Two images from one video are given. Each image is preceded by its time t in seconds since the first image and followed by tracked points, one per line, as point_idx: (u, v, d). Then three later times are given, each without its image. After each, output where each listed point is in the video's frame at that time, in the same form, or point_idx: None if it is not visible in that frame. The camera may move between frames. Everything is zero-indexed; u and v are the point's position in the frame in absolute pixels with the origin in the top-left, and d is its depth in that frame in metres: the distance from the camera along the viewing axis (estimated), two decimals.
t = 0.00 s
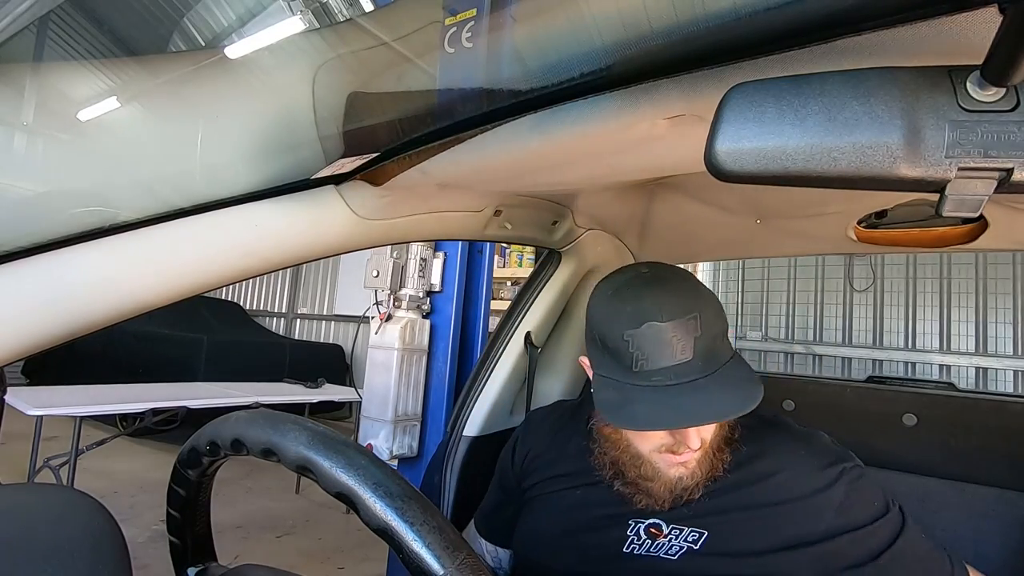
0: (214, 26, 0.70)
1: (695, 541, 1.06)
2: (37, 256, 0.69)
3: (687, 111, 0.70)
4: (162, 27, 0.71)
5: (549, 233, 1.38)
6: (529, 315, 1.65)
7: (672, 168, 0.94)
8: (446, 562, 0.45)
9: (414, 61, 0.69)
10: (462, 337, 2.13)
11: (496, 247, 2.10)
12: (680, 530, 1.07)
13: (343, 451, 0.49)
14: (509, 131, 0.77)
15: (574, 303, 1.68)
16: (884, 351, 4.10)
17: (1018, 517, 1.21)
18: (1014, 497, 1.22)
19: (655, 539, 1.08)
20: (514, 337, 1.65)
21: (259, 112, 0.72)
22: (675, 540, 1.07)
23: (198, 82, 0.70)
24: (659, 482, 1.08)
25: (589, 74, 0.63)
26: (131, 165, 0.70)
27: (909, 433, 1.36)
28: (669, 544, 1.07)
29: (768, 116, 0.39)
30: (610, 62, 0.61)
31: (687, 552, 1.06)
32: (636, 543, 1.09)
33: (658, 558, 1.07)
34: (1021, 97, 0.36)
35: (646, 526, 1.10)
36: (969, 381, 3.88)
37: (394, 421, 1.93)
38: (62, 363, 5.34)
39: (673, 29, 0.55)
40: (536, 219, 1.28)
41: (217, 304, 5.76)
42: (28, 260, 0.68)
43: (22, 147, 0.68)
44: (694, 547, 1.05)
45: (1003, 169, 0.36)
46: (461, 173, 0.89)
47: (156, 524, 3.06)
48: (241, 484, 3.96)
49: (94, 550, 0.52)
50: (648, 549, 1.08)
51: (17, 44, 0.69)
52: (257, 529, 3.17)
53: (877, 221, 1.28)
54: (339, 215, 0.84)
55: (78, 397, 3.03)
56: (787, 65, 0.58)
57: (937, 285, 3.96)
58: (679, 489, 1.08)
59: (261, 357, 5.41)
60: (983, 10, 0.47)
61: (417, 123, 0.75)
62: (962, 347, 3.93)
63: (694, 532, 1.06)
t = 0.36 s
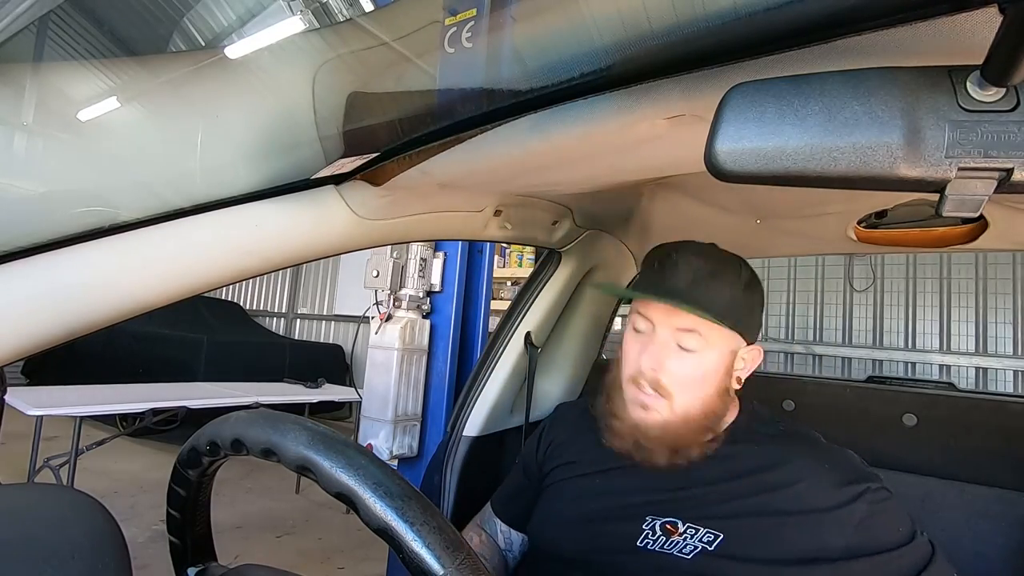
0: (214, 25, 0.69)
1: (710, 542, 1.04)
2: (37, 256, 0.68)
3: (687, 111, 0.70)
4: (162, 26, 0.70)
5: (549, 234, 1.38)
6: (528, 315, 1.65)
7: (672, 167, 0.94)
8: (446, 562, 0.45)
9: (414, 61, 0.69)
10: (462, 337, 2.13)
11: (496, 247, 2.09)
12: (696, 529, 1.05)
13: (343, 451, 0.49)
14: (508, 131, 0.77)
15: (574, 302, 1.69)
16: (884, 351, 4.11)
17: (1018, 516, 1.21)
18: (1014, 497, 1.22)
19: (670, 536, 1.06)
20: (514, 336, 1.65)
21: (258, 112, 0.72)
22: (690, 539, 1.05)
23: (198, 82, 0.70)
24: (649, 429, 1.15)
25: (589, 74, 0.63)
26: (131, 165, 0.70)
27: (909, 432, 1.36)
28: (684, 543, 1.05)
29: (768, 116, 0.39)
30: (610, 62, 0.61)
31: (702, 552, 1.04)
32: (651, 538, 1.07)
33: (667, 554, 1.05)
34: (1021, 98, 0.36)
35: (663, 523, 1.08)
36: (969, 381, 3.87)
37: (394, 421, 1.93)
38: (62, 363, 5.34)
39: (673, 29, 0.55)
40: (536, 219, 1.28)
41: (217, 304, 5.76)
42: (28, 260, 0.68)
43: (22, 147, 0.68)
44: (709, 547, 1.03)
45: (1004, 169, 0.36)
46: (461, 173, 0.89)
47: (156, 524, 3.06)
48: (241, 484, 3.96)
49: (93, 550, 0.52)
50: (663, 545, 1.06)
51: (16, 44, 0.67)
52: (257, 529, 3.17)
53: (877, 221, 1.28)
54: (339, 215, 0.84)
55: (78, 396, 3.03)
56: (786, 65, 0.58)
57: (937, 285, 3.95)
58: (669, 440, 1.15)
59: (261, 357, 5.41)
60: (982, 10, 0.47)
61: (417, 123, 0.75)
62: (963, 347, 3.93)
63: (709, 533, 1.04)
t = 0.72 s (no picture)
0: (213, 25, 0.68)
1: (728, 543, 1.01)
2: (37, 256, 0.68)
3: (687, 111, 0.70)
4: (163, 26, 0.68)
5: (549, 234, 1.37)
6: (528, 315, 1.65)
7: (672, 167, 0.95)
8: (445, 562, 0.45)
9: (414, 61, 0.69)
10: (462, 337, 2.13)
11: (496, 246, 2.09)
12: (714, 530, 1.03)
13: (343, 451, 0.50)
14: (508, 131, 0.77)
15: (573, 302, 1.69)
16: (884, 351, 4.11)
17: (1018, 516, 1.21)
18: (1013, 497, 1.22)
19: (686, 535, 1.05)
20: (514, 337, 1.65)
21: (259, 113, 0.72)
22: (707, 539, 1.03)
23: (198, 82, 0.69)
24: (692, 381, 1.28)
25: (589, 74, 0.63)
26: (132, 166, 0.70)
27: (909, 432, 1.36)
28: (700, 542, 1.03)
29: (768, 116, 0.39)
30: (610, 62, 0.61)
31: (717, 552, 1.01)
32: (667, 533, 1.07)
33: (674, 547, 1.04)
34: (1022, 97, 0.36)
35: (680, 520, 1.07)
36: (969, 381, 3.87)
37: (394, 421, 1.93)
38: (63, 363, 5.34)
39: (673, 29, 0.55)
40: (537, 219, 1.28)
41: (217, 304, 5.76)
42: (28, 260, 0.68)
43: (22, 147, 0.66)
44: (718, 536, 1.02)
45: (1003, 169, 0.36)
46: (461, 173, 0.89)
47: (156, 524, 3.06)
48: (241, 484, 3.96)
49: (93, 548, 0.52)
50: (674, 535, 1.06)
51: (17, 44, 0.65)
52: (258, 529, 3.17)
53: (877, 221, 1.27)
54: (339, 215, 0.84)
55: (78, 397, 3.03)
56: (786, 65, 0.58)
57: (937, 285, 3.95)
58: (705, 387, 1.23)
59: (261, 358, 5.41)
60: (983, 10, 0.47)
61: (417, 123, 0.76)
62: (962, 347, 3.93)
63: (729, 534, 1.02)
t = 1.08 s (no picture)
0: (213, 25, 0.68)
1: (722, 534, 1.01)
2: (37, 256, 0.69)
3: (687, 111, 0.70)
4: (163, 26, 0.68)
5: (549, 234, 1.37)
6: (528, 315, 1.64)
7: (672, 167, 0.94)
8: (445, 562, 0.45)
9: (414, 61, 0.69)
10: (462, 336, 2.13)
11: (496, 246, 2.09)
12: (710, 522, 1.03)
13: (343, 451, 0.50)
14: (509, 131, 0.77)
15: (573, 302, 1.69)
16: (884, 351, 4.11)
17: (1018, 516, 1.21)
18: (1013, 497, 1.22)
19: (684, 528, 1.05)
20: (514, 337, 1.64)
21: (259, 112, 0.72)
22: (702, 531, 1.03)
23: (198, 82, 0.69)
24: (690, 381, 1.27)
25: (589, 74, 0.63)
26: (132, 165, 0.70)
27: (909, 432, 1.36)
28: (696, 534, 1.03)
29: (768, 116, 0.39)
30: (610, 62, 0.61)
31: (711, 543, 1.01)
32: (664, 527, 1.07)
33: (671, 546, 1.03)
34: (1022, 97, 0.36)
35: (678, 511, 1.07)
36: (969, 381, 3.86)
37: (394, 421, 1.93)
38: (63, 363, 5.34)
39: (673, 29, 0.55)
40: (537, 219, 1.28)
41: (217, 304, 5.76)
42: (28, 260, 0.68)
43: (21, 147, 0.66)
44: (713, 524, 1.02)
45: (1003, 169, 0.36)
46: (461, 173, 0.89)
47: (156, 525, 3.06)
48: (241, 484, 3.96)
49: (93, 548, 0.52)
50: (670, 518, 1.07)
51: (17, 45, 0.65)
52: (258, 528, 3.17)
53: (877, 221, 1.27)
54: (339, 215, 0.84)
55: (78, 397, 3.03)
56: (786, 65, 0.58)
57: (937, 286, 3.94)
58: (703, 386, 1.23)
59: (261, 358, 5.41)
60: (983, 10, 0.47)
61: (417, 123, 0.76)
62: (962, 347, 3.93)
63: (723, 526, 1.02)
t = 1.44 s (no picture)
0: (213, 25, 0.68)
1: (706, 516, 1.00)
2: (37, 256, 0.69)
3: (687, 111, 0.70)
4: (163, 26, 0.68)
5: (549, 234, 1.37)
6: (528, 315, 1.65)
7: (672, 168, 0.94)
8: (446, 562, 0.45)
9: (414, 61, 0.69)
10: (462, 337, 2.13)
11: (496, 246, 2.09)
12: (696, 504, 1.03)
13: (343, 451, 0.50)
14: (508, 132, 0.77)
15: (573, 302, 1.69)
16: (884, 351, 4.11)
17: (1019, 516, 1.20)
18: (1014, 497, 1.22)
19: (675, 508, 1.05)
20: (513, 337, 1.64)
21: (258, 113, 0.72)
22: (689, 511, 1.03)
23: (198, 83, 0.69)
24: (693, 381, 1.28)
25: (589, 74, 0.63)
26: (132, 165, 0.70)
27: (909, 433, 1.36)
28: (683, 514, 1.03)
29: (768, 116, 0.39)
30: (610, 62, 0.61)
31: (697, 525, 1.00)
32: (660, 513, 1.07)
33: (673, 549, 1.03)
34: (1022, 97, 0.36)
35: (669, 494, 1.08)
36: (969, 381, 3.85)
37: (394, 421, 1.93)
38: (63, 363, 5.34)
39: (673, 29, 0.55)
40: (537, 219, 1.28)
41: (217, 304, 5.76)
42: (28, 260, 0.68)
43: (22, 147, 0.66)
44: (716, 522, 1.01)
45: (1004, 169, 0.36)
46: (461, 173, 0.89)
47: (156, 525, 3.06)
48: (241, 484, 3.96)
49: (93, 548, 0.52)
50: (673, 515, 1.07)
51: (17, 44, 0.65)
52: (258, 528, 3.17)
53: (877, 221, 1.27)
54: (339, 215, 0.84)
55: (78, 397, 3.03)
56: (786, 65, 0.58)
57: (937, 285, 3.94)
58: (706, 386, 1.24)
59: (261, 358, 5.41)
60: (983, 10, 0.47)
61: (418, 123, 0.76)
62: (962, 347, 3.92)
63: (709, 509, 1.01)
